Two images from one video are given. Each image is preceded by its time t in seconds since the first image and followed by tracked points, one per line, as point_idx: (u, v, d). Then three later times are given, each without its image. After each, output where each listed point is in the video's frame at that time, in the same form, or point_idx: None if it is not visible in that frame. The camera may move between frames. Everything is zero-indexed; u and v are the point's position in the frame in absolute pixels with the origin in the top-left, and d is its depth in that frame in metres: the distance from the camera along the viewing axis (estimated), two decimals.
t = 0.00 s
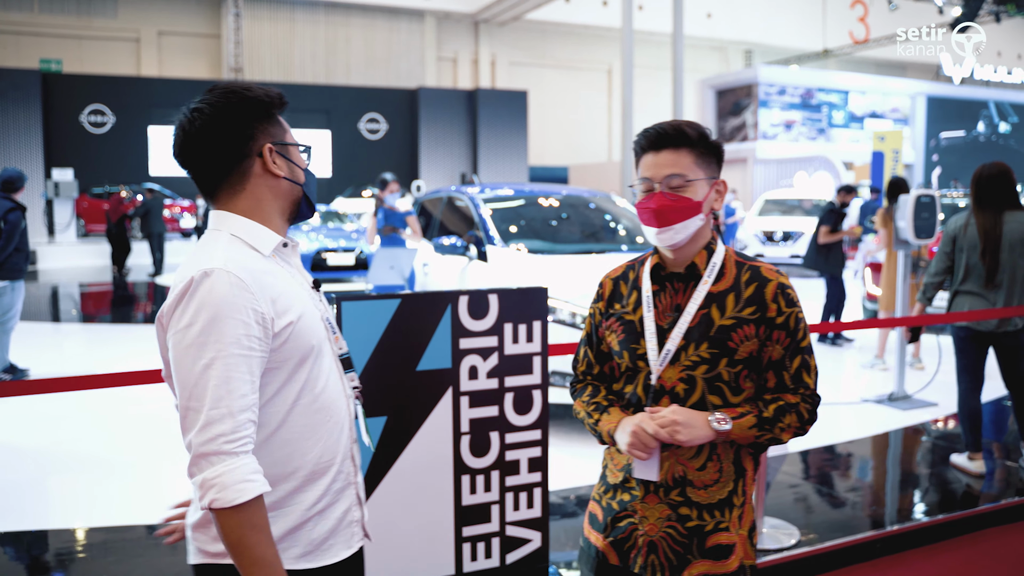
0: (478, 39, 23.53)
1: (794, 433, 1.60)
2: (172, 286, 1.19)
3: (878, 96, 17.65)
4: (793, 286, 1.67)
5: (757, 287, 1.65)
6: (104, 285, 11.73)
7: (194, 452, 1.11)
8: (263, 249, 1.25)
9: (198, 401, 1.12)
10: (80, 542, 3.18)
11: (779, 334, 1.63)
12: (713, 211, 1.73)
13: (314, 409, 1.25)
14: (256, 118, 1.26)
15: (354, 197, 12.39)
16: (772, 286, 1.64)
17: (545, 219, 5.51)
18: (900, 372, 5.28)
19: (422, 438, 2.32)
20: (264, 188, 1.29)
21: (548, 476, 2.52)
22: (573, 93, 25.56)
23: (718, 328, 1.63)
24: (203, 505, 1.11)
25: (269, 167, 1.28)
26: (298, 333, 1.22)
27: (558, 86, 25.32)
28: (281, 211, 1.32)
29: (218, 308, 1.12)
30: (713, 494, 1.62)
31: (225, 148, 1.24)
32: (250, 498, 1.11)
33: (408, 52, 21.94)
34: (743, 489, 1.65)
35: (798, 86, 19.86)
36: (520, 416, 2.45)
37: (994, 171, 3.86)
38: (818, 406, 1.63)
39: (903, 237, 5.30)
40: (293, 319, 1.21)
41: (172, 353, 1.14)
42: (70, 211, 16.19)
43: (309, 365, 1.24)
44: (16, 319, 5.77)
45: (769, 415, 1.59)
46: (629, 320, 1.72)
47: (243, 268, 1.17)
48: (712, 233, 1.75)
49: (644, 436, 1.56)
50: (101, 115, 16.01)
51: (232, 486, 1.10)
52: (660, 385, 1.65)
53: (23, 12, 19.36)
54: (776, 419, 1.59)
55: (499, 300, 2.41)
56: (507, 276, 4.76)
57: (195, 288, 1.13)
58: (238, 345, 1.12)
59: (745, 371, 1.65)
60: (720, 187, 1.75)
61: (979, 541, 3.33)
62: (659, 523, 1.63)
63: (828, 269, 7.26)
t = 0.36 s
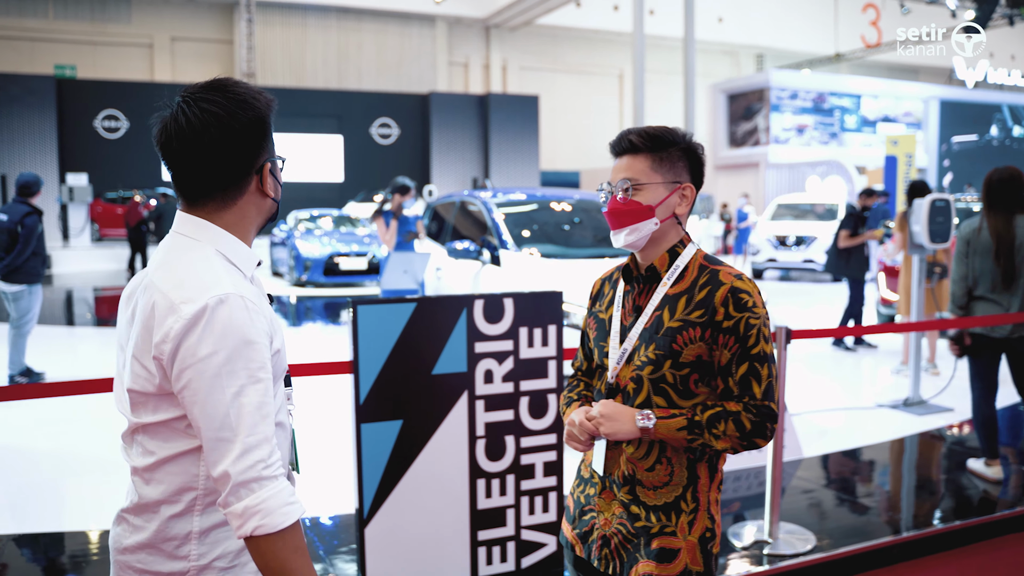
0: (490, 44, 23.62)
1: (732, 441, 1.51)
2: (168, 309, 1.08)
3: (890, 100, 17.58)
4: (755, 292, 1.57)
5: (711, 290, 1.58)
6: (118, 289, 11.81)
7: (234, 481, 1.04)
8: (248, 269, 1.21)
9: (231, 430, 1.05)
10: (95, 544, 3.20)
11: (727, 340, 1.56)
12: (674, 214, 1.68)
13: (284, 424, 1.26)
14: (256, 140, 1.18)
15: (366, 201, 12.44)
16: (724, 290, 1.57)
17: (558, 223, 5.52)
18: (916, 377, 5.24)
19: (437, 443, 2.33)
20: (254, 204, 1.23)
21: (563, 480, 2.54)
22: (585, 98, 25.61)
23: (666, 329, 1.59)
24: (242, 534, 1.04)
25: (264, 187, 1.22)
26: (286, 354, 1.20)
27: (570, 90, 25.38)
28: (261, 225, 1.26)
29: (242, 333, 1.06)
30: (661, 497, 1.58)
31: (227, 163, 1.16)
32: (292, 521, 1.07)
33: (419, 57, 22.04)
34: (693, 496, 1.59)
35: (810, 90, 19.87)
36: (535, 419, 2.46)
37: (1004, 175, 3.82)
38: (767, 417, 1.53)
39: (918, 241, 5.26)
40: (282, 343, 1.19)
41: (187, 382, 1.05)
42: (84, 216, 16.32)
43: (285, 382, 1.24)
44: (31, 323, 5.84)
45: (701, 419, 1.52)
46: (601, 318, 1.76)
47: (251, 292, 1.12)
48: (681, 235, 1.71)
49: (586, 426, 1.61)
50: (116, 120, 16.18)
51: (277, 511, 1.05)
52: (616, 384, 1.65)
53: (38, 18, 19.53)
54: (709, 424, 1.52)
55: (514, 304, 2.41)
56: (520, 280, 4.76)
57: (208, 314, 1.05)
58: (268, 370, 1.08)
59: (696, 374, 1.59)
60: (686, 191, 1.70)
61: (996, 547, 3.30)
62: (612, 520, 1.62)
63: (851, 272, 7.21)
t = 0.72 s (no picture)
0: (522, 47, 23.72)
1: (746, 445, 1.49)
2: (181, 311, 1.11)
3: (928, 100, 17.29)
4: (771, 295, 1.53)
5: (726, 293, 1.56)
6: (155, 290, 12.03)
7: (246, 482, 1.08)
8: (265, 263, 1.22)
9: (242, 432, 1.08)
10: (133, 541, 3.26)
11: (740, 344, 1.52)
12: (697, 218, 1.67)
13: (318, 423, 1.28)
14: (261, 129, 1.20)
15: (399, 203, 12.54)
16: (737, 293, 1.54)
17: (592, 225, 5.51)
18: (956, 382, 5.14)
19: (472, 445, 2.34)
20: (256, 201, 1.24)
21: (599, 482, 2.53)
22: (617, 101, 25.54)
23: (682, 332, 1.58)
24: (253, 531, 1.08)
25: (265, 181, 1.23)
26: (306, 353, 1.22)
27: (602, 92, 25.35)
28: (270, 223, 1.28)
29: (250, 334, 1.08)
30: (679, 499, 1.57)
31: (225, 154, 1.19)
32: (300, 521, 1.11)
33: (452, 60, 22.20)
34: (711, 499, 1.56)
35: (845, 91, 19.39)
36: (570, 420, 2.46)
37: None
38: (782, 422, 1.49)
39: (959, 243, 5.16)
40: (301, 341, 1.21)
41: (200, 384, 1.08)
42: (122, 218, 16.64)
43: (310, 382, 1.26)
44: (72, 323, 5.93)
45: (713, 422, 1.50)
46: (631, 322, 1.78)
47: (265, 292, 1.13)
48: (704, 236, 1.69)
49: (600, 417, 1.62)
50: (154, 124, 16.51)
51: (289, 508, 1.10)
52: (638, 387, 1.66)
53: (79, 24, 20.00)
54: (722, 426, 1.50)
55: (550, 305, 2.42)
56: (554, 282, 4.77)
57: (215, 319, 1.07)
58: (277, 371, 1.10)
59: (712, 378, 1.57)
60: (709, 197, 1.69)
61: None
62: (635, 520, 1.62)
63: (892, 275, 7.12)
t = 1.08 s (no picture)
0: (560, 46, 23.67)
1: (820, 450, 1.46)
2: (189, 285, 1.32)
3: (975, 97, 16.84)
4: (846, 295, 1.51)
5: (799, 294, 1.54)
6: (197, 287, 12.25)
7: (200, 438, 1.16)
8: (285, 252, 1.40)
9: (207, 389, 1.19)
10: (174, 534, 3.33)
11: (815, 346, 1.51)
12: (769, 215, 1.67)
13: (332, 412, 1.40)
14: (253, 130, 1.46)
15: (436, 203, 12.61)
16: (812, 294, 1.52)
17: (630, 224, 5.48)
18: (1003, 384, 4.99)
19: (510, 444, 2.34)
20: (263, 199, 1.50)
21: (637, 482, 2.52)
22: (656, 100, 25.35)
23: (751, 335, 1.57)
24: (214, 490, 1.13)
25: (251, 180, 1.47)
26: (307, 335, 1.34)
27: (641, 92, 25.18)
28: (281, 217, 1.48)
29: (226, 301, 1.23)
30: (747, 510, 1.56)
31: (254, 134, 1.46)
32: (251, 476, 1.12)
33: (489, 60, 22.26)
34: (782, 510, 1.55)
35: (888, 88, 19.16)
36: (609, 420, 2.45)
37: None
38: (859, 429, 1.46)
39: (1006, 242, 5.00)
40: (300, 323, 1.33)
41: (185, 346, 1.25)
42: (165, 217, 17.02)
43: (317, 368, 1.37)
44: (118, 319, 6.07)
45: (793, 425, 1.47)
46: (690, 323, 1.77)
47: (250, 267, 1.29)
48: (774, 235, 1.69)
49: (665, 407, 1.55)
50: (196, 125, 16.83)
51: (231, 466, 1.12)
52: (703, 391, 1.64)
53: (124, 27, 20.50)
54: (798, 429, 1.46)
55: (590, 304, 2.42)
56: (592, 281, 4.76)
57: (203, 287, 1.25)
58: (244, 335, 1.21)
59: (784, 382, 1.55)
60: (782, 192, 1.68)
61: None
62: (698, 531, 1.61)
63: (939, 275, 6.94)
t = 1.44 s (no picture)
0: (575, 40, 23.58)
1: (886, 459, 1.39)
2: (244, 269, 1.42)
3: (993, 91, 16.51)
4: (886, 299, 1.45)
5: (834, 297, 1.48)
6: (211, 282, 12.35)
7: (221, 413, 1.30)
8: (331, 241, 1.45)
9: (237, 370, 1.32)
10: (188, 526, 3.37)
11: (857, 353, 1.44)
12: (793, 209, 1.60)
13: (375, 397, 1.44)
14: (302, 129, 1.52)
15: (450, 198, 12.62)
16: (848, 299, 1.46)
17: (644, 219, 5.47)
18: (1018, 380, 4.95)
19: (520, 439, 2.35)
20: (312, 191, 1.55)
21: (647, 477, 2.52)
22: (671, 94, 25.21)
23: (782, 338, 1.52)
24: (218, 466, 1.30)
25: (301, 174, 1.54)
26: (351, 324, 1.40)
27: (657, 86, 25.06)
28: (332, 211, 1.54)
29: (267, 290, 1.33)
30: (779, 519, 1.52)
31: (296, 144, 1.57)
32: (246, 465, 1.26)
33: (505, 55, 22.20)
34: (814, 519, 1.50)
35: (906, 81, 18.88)
36: (620, 415, 2.46)
37: None
38: (913, 441, 1.42)
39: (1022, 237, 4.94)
40: (343, 312, 1.39)
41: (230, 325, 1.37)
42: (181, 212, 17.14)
43: (357, 359, 1.42)
44: (132, 312, 6.11)
45: (867, 430, 1.38)
46: (725, 319, 1.74)
47: (297, 257, 1.37)
48: (806, 233, 1.61)
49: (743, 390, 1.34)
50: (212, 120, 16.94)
51: (233, 450, 1.26)
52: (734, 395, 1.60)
53: (141, 23, 20.65)
54: (875, 437, 1.38)
55: (601, 299, 2.41)
56: (605, 276, 4.76)
57: (253, 270, 1.35)
58: (277, 323, 1.31)
59: (816, 390, 1.49)
60: (809, 187, 1.60)
61: None
62: (729, 537, 1.60)
63: (955, 271, 6.87)
